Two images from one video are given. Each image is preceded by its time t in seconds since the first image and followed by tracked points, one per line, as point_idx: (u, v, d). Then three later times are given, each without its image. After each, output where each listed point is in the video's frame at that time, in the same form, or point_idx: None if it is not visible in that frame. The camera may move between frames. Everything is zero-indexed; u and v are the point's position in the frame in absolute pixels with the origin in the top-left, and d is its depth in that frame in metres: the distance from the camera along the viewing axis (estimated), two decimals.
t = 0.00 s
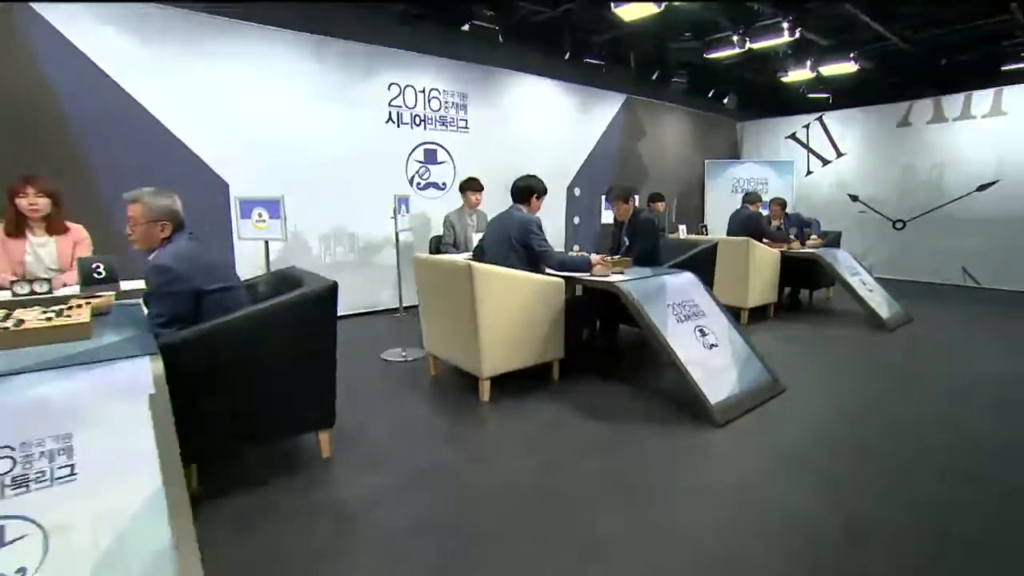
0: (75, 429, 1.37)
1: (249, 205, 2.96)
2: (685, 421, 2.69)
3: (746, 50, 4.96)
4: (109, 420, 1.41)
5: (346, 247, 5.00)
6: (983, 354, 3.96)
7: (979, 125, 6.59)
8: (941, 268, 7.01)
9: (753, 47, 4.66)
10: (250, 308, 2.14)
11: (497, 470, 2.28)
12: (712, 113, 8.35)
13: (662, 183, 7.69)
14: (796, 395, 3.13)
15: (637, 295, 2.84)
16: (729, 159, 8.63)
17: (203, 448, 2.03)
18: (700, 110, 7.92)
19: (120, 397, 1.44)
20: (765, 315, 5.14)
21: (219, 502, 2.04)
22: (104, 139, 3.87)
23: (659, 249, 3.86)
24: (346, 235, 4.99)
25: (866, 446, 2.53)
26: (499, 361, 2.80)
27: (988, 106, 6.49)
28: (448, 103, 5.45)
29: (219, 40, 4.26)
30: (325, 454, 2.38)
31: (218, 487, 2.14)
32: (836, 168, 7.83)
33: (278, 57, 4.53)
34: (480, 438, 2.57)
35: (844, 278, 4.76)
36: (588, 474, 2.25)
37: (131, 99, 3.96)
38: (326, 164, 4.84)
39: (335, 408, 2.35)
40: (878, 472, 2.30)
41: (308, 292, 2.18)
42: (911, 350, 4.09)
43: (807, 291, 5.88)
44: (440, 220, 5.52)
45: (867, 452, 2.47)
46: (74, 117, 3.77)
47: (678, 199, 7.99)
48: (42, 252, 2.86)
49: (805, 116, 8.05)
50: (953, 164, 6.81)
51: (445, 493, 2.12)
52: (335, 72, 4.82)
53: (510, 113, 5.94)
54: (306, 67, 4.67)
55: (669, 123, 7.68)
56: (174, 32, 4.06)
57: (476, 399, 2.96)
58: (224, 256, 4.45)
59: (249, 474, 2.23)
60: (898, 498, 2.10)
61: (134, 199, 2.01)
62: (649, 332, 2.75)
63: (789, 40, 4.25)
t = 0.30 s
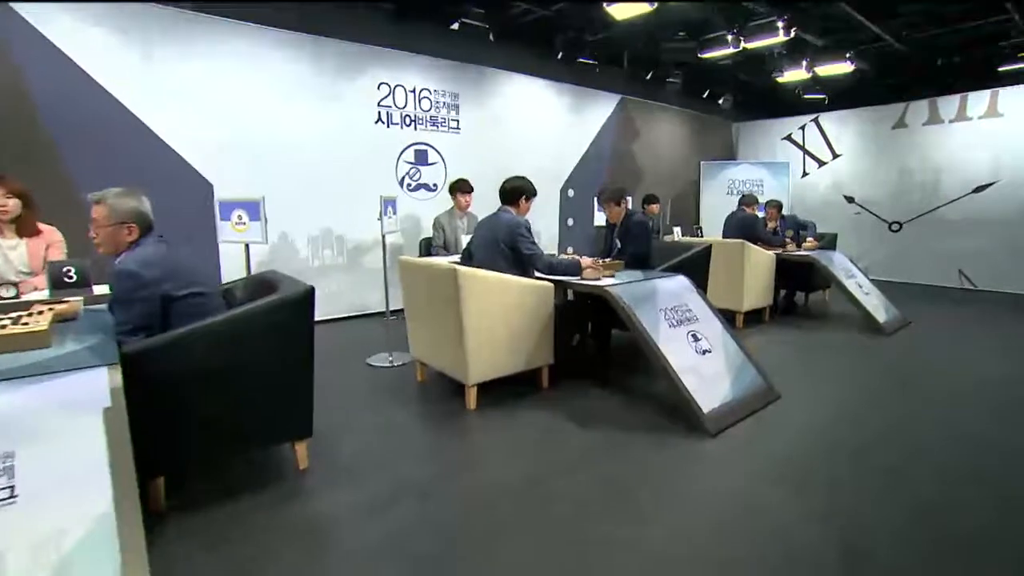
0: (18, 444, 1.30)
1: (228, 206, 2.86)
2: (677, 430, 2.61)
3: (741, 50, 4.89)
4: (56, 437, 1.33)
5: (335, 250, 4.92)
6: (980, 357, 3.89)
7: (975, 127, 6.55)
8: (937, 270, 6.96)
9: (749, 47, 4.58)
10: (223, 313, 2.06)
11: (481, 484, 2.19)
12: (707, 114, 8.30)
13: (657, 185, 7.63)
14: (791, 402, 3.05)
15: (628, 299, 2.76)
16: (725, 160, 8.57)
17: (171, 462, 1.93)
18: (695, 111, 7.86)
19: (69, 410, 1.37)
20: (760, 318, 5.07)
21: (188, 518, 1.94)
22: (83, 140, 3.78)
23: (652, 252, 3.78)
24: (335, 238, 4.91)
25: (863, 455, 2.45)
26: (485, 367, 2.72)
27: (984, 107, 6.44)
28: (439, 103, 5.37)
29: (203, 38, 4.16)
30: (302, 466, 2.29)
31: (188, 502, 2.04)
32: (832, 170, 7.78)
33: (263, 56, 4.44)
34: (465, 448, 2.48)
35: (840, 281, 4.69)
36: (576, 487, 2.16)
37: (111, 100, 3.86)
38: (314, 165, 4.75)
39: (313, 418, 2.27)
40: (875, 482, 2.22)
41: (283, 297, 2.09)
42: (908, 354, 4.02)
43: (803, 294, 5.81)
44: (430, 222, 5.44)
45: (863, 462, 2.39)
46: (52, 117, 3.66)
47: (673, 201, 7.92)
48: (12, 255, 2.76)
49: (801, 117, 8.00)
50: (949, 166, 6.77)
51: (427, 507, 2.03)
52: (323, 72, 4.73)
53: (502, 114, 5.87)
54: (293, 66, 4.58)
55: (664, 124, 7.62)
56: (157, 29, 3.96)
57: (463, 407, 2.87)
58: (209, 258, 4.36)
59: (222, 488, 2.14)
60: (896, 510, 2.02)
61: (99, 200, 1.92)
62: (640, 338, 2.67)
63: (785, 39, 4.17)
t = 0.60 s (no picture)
0: None
1: (207, 206, 2.78)
2: (669, 438, 2.52)
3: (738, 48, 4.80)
4: None
5: (324, 251, 4.83)
6: (981, 361, 3.80)
7: (974, 126, 6.47)
8: (936, 272, 6.88)
9: (745, 44, 4.51)
10: (194, 317, 1.98)
11: (465, 496, 2.10)
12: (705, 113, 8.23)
13: (654, 185, 7.55)
14: (788, 408, 2.97)
15: (620, 303, 2.67)
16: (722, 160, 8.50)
17: (139, 474, 1.85)
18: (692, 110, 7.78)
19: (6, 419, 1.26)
20: (757, 321, 4.99)
21: (156, 534, 1.86)
22: (63, 139, 3.68)
23: (645, 254, 3.70)
24: (325, 238, 4.83)
25: (862, 465, 2.37)
26: (473, 372, 2.63)
27: (984, 107, 6.36)
28: (431, 101, 5.28)
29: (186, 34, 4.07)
30: (278, 476, 2.20)
31: (158, 516, 1.95)
32: (831, 170, 7.70)
33: (251, 53, 4.34)
34: (449, 457, 2.40)
35: (839, 283, 4.60)
36: (563, 499, 2.08)
37: (94, 99, 3.78)
38: (302, 164, 4.65)
39: (290, 427, 2.18)
40: (875, 493, 2.13)
41: (258, 302, 2.02)
42: (908, 358, 3.94)
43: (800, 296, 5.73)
44: (422, 222, 5.35)
45: (862, 471, 2.31)
46: (29, 114, 3.57)
47: (670, 201, 7.85)
48: None
49: (799, 117, 7.93)
50: (948, 165, 6.69)
51: (406, 521, 1.94)
52: (312, 69, 4.64)
53: (495, 113, 5.78)
54: (282, 63, 4.49)
55: (661, 124, 7.54)
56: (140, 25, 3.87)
57: (450, 413, 2.78)
58: (196, 259, 4.27)
59: (194, 500, 2.05)
60: (897, 523, 1.93)
61: (60, 198, 1.83)
62: (632, 342, 2.58)
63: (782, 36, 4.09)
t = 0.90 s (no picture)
0: None
1: (183, 205, 2.68)
2: (658, 446, 2.44)
3: (732, 46, 4.74)
4: None
5: (312, 251, 4.74)
6: (979, 365, 3.74)
7: (972, 126, 6.40)
8: (933, 273, 6.82)
9: (741, 41, 4.44)
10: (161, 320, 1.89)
11: (444, 507, 2.02)
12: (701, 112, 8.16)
13: (649, 185, 7.47)
14: (782, 414, 2.89)
15: (608, 306, 2.59)
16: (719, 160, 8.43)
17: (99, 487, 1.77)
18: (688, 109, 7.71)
19: None
20: (752, 323, 4.91)
21: (115, 549, 1.77)
22: (40, 136, 3.58)
23: (637, 255, 3.62)
24: (312, 238, 4.74)
25: (858, 473, 2.29)
26: (456, 378, 2.55)
27: (982, 107, 6.30)
28: (422, 99, 5.19)
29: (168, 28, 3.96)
30: (249, 486, 2.12)
31: (119, 531, 1.86)
32: (827, 170, 7.64)
33: (236, 48, 4.24)
34: (429, 466, 2.31)
35: (835, 285, 4.53)
36: (545, 510, 2.00)
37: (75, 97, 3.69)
38: (290, 162, 4.56)
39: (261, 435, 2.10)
40: (871, 503, 2.05)
41: (229, 305, 1.95)
42: (905, 361, 3.87)
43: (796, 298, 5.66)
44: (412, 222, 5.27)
45: (859, 479, 2.23)
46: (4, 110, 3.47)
47: (665, 201, 7.78)
48: None
49: (796, 117, 7.86)
50: (946, 166, 6.62)
51: (381, 534, 1.86)
52: (299, 65, 4.54)
53: (487, 111, 5.69)
54: (268, 59, 4.39)
55: (657, 123, 7.46)
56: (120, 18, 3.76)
57: (432, 419, 2.70)
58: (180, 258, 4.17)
59: (159, 513, 1.97)
60: (895, 535, 1.85)
61: (14, 195, 1.75)
62: (620, 346, 2.50)
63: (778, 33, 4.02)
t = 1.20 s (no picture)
0: None
1: (159, 205, 2.60)
2: (643, 453, 2.38)
3: (726, 44, 4.69)
4: None
5: (299, 252, 4.67)
6: (975, 369, 3.67)
7: (969, 127, 6.35)
8: (928, 275, 6.76)
9: (734, 39, 4.39)
10: (123, 323, 1.83)
11: (419, 517, 1.94)
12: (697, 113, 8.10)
13: (643, 186, 7.41)
14: (773, 419, 2.82)
15: (595, 309, 2.53)
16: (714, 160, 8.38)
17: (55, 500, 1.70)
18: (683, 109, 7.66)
19: None
20: (746, 326, 4.85)
21: (73, 564, 1.69)
22: (17, 135, 3.51)
23: (627, 257, 3.56)
24: (299, 238, 4.67)
25: (850, 481, 2.22)
26: (437, 383, 2.48)
27: (978, 108, 6.25)
28: (412, 97, 5.13)
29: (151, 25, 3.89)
30: (218, 496, 2.05)
31: (78, 544, 1.79)
32: (823, 171, 7.59)
33: (221, 46, 4.17)
34: (407, 473, 2.24)
35: (829, 287, 4.47)
36: (526, 519, 1.93)
37: (54, 94, 3.62)
38: (276, 161, 4.49)
39: (230, 443, 2.03)
40: (862, 513, 1.98)
41: (193, 309, 1.88)
42: (899, 364, 3.81)
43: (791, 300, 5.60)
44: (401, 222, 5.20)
45: (850, 487, 2.16)
46: None
47: (660, 202, 7.72)
48: None
49: (792, 118, 7.81)
50: (942, 167, 6.58)
51: (351, 547, 1.78)
52: (285, 63, 4.47)
53: (478, 110, 5.63)
54: (253, 56, 4.32)
55: (651, 123, 7.40)
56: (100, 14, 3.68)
57: (414, 425, 2.63)
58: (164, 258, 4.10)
59: (122, 525, 1.89)
60: (886, 549, 1.77)
61: None
62: (606, 351, 2.43)
63: (772, 32, 3.97)
